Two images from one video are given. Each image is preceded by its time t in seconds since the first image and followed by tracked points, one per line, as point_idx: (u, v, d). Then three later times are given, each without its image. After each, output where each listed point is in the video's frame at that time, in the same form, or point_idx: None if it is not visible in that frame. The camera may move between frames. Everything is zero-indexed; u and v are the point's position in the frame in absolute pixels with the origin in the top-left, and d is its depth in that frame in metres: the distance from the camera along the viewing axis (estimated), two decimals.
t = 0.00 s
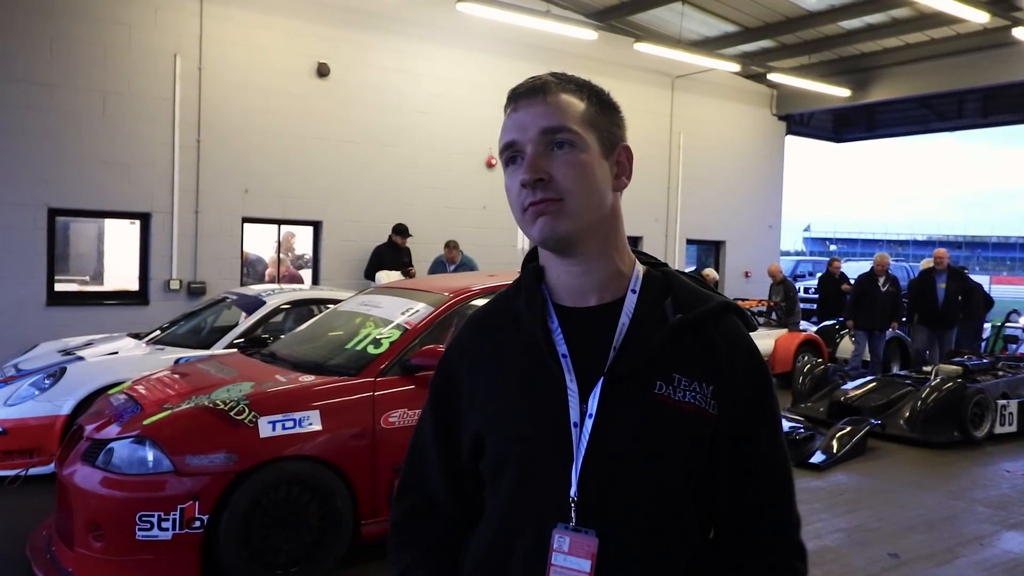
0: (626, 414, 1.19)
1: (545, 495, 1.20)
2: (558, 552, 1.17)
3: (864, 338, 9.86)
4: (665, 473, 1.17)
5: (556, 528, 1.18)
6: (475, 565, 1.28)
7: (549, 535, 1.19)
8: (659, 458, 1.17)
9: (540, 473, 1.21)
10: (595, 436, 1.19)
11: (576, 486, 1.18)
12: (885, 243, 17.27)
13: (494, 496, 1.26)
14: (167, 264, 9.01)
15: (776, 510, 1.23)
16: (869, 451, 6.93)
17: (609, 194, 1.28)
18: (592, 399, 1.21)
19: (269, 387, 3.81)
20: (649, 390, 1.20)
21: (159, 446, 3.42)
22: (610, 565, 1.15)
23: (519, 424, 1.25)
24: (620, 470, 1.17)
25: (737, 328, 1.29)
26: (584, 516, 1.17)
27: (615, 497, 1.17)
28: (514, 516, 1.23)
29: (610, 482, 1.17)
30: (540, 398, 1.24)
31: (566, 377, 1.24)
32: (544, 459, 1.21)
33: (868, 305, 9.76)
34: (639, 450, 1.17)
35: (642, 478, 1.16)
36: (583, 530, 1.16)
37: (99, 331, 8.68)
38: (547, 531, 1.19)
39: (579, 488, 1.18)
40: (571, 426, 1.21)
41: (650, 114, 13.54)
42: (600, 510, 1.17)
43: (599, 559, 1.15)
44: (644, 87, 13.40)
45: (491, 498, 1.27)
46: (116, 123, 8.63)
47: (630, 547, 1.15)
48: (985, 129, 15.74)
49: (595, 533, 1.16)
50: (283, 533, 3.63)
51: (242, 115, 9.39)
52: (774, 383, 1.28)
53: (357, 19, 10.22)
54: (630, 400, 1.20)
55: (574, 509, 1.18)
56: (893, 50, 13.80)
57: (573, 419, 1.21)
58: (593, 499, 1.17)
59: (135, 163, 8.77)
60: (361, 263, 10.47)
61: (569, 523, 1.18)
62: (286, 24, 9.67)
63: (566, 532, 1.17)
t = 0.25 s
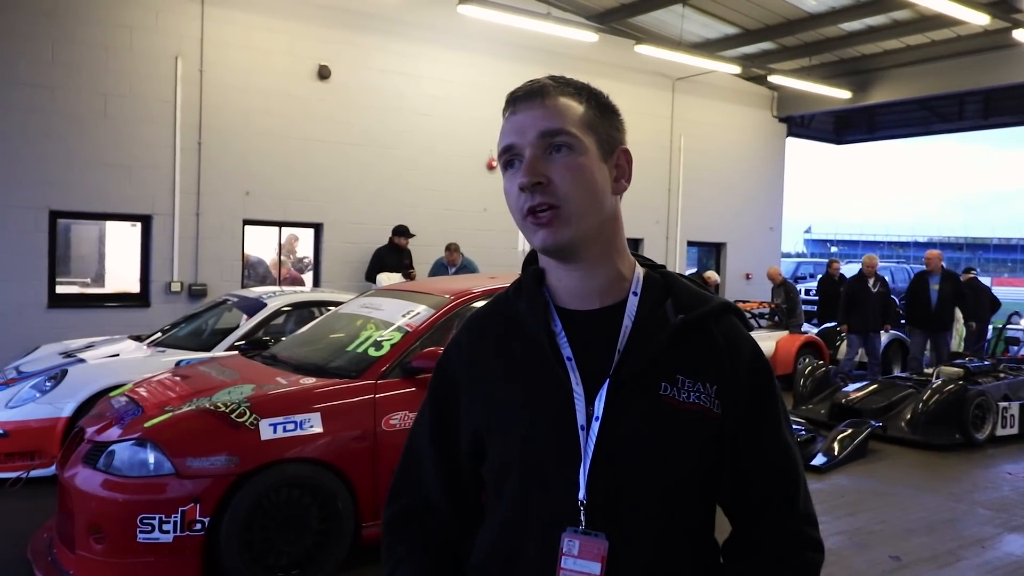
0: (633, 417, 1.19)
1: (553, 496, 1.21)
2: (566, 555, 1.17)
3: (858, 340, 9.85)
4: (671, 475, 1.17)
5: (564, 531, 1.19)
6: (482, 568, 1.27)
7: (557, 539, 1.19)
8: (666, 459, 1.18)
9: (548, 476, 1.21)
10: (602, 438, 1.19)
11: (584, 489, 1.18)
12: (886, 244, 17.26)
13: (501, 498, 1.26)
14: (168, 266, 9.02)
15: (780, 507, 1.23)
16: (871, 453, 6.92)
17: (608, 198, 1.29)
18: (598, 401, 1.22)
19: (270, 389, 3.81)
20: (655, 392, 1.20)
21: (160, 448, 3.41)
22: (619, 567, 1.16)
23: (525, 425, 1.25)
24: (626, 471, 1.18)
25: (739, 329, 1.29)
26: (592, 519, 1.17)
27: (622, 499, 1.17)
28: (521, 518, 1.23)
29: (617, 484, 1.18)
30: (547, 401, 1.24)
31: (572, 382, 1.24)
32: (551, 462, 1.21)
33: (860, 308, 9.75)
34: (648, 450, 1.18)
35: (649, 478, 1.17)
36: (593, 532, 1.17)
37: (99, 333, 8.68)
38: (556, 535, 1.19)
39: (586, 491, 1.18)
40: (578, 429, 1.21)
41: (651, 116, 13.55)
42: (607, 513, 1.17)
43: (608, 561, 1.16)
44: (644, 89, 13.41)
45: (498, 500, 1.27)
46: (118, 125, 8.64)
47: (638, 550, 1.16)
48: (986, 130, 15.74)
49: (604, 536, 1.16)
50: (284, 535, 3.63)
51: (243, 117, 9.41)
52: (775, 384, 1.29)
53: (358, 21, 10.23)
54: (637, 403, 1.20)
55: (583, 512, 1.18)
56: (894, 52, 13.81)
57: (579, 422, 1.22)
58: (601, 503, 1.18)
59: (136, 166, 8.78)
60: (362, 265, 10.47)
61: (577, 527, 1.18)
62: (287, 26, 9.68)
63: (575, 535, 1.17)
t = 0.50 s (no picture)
0: (636, 421, 1.19)
1: (557, 501, 1.21)
2: (569, 560, 1.17)
3: (854, 342, 9.90)
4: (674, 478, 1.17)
5: (568, 536, 1.19)
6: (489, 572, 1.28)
7: (562, 544, 1.20)
8: (668, 461, 1.18)
9: (553, 482, 1.22)
10: (603, 443, 1.20)
11: (586, 495, 1.19)
12: (888, 245, 17.26)
13: (506, 503, 1.27)
14: (170, 268, 9.03)
15: (784, 509, 1.20)
16: (873, 455, 6.91)
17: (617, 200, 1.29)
18: (599, 407, 1.22)
19: (271, 391, 3.81)
20: (655, 396, 1.20)
21: (162, 451, 3.41)
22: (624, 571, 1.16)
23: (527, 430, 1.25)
24: (630, 474, 1.18)
25: (739, 329, 1.29)
26: (596, 525, 1.18)
27: (625, 504, 1.17)
28: (527, 523, 1.23)
29: (621, 489, 1.18)
30: (549, 405, 1.24)
31: (573, 386, 1.24)
32: (554, 467, 1.22)
33: (855, 309, 9.79)
34: (651, 454, 1.18)
35: (653, 482, 1.17)
36: (597, 537, 1.17)
37: (101, 336, 8.68)
38: (561, 540, 1.20)
39: (589, 497, 1.19)
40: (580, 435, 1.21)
41: (652, 118, 13.55)
42: (611, 518, 1.18)
43: (612, 565, 1.17)
44: (645, 91, 13.41)
45: (503, 505, 1.28)
46: (119, 128, 8.65)
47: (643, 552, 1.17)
48: (988, 131, 15.73)
49: (608, 540, 1.17)
50: (286, 538, 3.63)
51: (245, 120, 9.42)
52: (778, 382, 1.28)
53: (359, 24, 10.25)
54: (637, 406, 1.20)
55: (586, 519, 1.19)
56: (896, 53, 13.80)
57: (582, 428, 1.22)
58: (605, 507, 1.18)
59: (138, 168, 8.79)
60: (363, 267, 10.47)
61: (581, 533, 1.18)
62: (289, 29, 9.69)
63: (579, 540, 1.18)
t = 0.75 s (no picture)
0: (637, 425, 1.19)
1: (562, 505, 1.22)
2: (576, 566, 1.17)
3: (855, 343, 9.88)
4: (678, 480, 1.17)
5: (576, 541, 1.20)
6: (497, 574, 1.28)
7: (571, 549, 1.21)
8: (672, 462, 1.18)
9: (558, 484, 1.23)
10: (606, 448, 1.20)
11: (592, 499, 1.20)
12: (890, 246, 17.23)
13: (512, 506, 1.28)
14: (172, 270, 9.03)
15: (792, 503, 1.19)
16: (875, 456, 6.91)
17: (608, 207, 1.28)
18: (601, 411, 1.22)
19: (273, 393, 3.81)
20: (657, 397, 1.20)
21: (164, 453, 3.41)
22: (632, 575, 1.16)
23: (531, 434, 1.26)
24: (634, 477, 1.18)
25: (740, 326, 1.28)
26: (601, 530, 1.19)
27: (630, 507, 1.18)
28: (533, 527, 1.24)
29: (626, 493, 1.18)
30: (552, 409, 1.25)
31: (575, 390, 1.24)
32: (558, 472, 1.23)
33: (855, 310, 9.78)
34: (654, 456, 1.18)
35: (657, 483, 1.18)
36: (602, 542, 1.17)
37: (103, 337, 8.69)
38: (568, 546, 1.21)
39: (594, 502, 1.20)
40: (583, 443, 1.22)
41: (653, 118, 13.55)
42: (616, 522, 1.18)
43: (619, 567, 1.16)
44: (645, 91, 13.41)
45: (508, 508, 1.28)
46: (121, 130, 8.66)
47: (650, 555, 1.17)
48: (989, 131, 15.72)
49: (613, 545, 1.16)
50: (288, 540, 3.63)
51: (246, 122, 9.43)
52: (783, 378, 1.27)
53: (360, 25, 10.25)
54: (638, 409, 1.20)
55: (591, 525, 1.20)
56: (897, 53, 13.79)
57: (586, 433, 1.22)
58: (610, 512, 1.19)
59: (139, 171, 8.79)
60: (365, 268, 10.48)
61: (586, 539, 1.18)
62: (289, 30, 9.70)
63: (584, 546, 1.17)
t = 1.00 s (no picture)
0: (638, 425, 1.20)
1: (564, 505, 1.22)
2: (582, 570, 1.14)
3: (857, 343, 9.87)
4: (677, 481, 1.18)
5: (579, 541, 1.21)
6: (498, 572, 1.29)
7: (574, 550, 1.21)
8: (672, 462, 1.18)
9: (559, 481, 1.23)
10: (607, 448, 1.20)
11: (593, 500, 1.20)
12: (892, 246, 17.21)
13: (513, 506, 1.28)
14: (173, 269, 9.04)
15: (786, 505, 1.21)
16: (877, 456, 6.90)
17: (608, 206, 1.28)
18: (602, 412, 1.22)
19: (275, 392, 3.82)
20: (658, 398, 1.21)
21: (166, 452, 3.42)
22: None
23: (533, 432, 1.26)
24: (635, 478, 1.19)
25: (741, 326, 1.28)
26: (602, 530, 1.19)
27: (630, 507, 1.18)
28: (534, 526, 1.25)
29: (627, 493, 1.19)
30: (553, 409, 1.25)
31: (576, 390, 1.24)
32: (560, 472, 1.23)
33: (856, 310, 9.76)
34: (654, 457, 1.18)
35: (657, 484, 1.18)
36: (605, 544, 1.16)
37: (105, 337, 8.69)
38: (570, 547, 1.21)
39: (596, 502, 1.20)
40: (584, 443, 1.22)
41: (655, 118, 13.54)
42: (618, 522, 1.19)
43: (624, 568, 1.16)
44: (647, 91, 13.40)
45: (509, 508, 1.29)
46: (123, 130, 8.67)
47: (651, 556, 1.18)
48: (992, 131, 15.70)
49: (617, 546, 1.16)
50: (289, 539, 3.63)
51: (247, 122, 9.43)
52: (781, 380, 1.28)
53: (361, 25, 10.26)
54: (639, 410, 1.20)
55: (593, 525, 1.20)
56: (899, 53, 13.78)
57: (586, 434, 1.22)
58: (611, 512, 1.19)
59: (141, 171, 8.80)
60: (367, 268, 10.48)
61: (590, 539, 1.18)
62: (291, 30, 9.71)
63: (587, 549, 1.15)
